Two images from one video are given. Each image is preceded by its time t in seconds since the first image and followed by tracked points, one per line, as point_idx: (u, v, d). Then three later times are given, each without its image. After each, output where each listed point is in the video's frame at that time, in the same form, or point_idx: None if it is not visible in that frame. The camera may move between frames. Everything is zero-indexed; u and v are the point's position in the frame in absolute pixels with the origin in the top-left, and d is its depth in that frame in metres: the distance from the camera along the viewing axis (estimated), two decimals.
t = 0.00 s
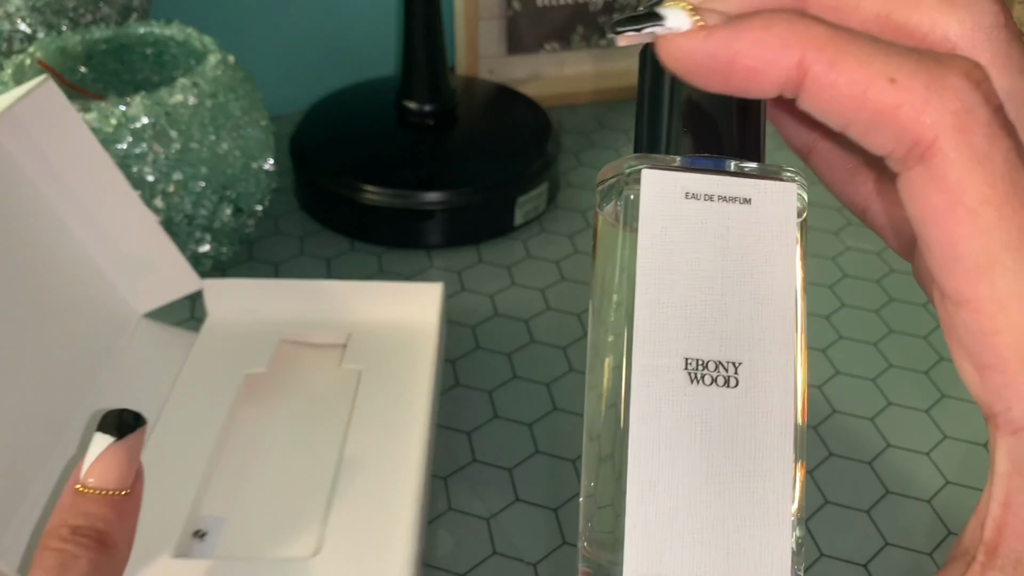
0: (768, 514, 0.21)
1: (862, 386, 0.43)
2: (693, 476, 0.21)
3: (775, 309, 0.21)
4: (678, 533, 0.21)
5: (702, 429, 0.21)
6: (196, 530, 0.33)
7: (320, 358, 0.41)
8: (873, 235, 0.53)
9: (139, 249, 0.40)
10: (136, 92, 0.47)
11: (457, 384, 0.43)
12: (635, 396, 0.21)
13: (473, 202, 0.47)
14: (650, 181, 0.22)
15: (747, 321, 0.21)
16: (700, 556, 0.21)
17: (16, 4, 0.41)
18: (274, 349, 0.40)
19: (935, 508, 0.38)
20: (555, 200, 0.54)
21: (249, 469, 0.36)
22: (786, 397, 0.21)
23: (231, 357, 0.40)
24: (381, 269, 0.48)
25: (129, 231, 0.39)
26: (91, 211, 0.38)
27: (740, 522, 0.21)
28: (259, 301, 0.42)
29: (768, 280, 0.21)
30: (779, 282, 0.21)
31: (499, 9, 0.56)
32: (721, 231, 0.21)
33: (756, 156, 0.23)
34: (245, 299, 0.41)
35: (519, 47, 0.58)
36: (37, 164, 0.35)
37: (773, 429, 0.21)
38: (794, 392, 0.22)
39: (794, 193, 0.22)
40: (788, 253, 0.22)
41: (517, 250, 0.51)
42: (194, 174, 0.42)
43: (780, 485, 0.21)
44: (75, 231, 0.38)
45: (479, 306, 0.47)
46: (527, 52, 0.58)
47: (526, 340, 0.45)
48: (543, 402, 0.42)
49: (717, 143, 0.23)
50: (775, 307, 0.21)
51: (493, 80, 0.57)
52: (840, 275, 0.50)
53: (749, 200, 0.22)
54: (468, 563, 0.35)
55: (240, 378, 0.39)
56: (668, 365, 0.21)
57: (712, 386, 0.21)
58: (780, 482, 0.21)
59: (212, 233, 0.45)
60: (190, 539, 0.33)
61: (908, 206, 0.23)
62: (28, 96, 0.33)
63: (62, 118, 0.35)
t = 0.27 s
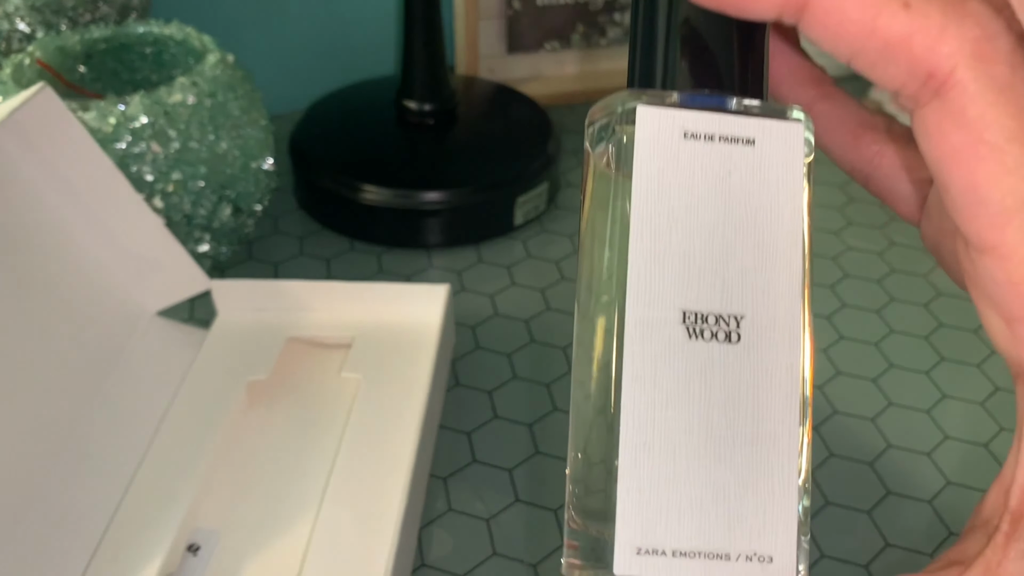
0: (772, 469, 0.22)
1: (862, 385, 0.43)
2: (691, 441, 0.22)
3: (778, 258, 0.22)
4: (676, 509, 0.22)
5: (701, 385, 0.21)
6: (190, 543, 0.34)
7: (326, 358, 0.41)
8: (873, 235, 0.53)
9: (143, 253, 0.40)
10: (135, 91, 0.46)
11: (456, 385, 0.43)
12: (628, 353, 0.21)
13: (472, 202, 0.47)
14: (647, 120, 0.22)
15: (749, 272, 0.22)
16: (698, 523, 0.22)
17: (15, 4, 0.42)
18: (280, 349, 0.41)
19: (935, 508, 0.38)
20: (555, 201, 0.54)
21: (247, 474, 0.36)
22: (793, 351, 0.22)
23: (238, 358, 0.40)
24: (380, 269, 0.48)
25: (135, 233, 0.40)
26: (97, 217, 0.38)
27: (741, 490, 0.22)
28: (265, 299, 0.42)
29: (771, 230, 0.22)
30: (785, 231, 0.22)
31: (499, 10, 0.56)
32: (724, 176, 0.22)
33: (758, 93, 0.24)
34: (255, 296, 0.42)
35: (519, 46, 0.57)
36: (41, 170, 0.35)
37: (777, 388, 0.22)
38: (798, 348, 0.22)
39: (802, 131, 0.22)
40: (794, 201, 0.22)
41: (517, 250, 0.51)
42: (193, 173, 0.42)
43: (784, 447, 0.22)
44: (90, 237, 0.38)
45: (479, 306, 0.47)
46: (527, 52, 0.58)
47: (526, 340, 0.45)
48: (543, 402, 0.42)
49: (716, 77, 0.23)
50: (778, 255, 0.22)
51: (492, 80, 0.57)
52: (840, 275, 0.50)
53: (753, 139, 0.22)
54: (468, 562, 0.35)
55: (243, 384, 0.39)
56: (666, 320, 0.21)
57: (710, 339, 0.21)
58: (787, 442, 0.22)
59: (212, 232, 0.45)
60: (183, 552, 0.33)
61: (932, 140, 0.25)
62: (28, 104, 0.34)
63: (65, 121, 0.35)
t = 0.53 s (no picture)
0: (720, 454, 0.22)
1: (862, 386, 0.43)
2: (642, 420, 0.21)
3: (733, 230, 0.22)
4: (621, 491, 0.21)
5: (651, 364, 0.21)
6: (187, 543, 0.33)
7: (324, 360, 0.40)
8: (873, 234, 0.53)
9: (144, 254, 0.40)
10: (134, 91, 0.46)
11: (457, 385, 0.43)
12: (579, 323, 0.21)
13: (472, 202, 0.47)
14: (607, 74, 0.22)
15: (706, 241, 0.21)
16: (642, 513, 0.21)
17: (15, 4, 0.42)
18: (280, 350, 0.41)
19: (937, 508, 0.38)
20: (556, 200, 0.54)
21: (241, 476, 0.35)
22: (748, 331, 0.22)
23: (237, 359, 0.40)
24: (381, 270, 0.48)
25: (135, 234, 0.39)
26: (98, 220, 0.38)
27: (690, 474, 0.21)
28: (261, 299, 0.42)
29: (730, 197, 0.22)
30: (744, 202, 0.22)
31: (499, 9, 0.56)
32: (684, 137, 0.21)
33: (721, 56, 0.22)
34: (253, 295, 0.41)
35: (518, 45, 0.57)
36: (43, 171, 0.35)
37: (731, 368, 0.22)
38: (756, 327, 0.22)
39: (764, 103, 0.22)
40: (755, 173, 0.22)
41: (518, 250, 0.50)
42: (192, 173, 0.42)
43: (736, 432, 0.22)
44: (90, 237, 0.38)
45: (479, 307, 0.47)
46: (527, 52, 0.58)
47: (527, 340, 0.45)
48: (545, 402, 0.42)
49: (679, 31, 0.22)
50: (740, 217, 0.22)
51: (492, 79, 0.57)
52: (841, 275, 0.50)
53: (715, 103, 0.22)
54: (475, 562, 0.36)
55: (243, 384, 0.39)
56: (616, 291, 0.21)
57: (661, 313, 0.21)
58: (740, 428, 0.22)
59: (212, 232, 0.45)
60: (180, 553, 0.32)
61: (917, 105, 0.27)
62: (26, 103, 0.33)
63: (60, 119, 0.35)
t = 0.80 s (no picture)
0: (661, 531, 0.22)
1: (863, 387, 0.43)
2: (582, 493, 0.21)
3: (668, 304, 0.22)
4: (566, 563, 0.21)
5: (591, 443, 0.21)
6: (188, 544, 0.33)
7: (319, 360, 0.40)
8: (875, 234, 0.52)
9: (144, 254, 0.40)
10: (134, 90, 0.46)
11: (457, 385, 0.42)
12: (516, 410, 0.21)
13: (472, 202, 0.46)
14: (538, 148, 0.21)
15: (643, 317, 0.22)
16: None
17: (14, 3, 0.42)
18: (278, 350, 0.41)
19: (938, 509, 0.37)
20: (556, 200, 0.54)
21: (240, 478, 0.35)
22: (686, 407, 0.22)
23: (239, 358, 0.40)
24: (381, 270, 0.48)
25: (134, 235, 0.40)
26: (98, 220, 0.38)
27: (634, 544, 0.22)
28: (265, 300, 0.42)
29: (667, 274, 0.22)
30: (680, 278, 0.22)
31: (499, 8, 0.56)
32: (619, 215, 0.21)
33: (660, 117, 0.23)
34: (257, 295, 0.42)
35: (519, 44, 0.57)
36: (44, 172, 0.35)
37: (670, 444, 0.22)
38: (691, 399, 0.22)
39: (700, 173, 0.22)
40: (692, 251, 0.22)
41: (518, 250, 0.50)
42: (191, 173, 0.42)
43: (674, 502, 0.22)
44: (91, 238, 0.38)
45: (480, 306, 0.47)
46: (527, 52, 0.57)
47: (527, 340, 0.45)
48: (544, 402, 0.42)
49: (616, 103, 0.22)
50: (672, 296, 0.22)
51: (491, 78, 0.56)
52: (841, 275, 0.50)
53: (650, 171, 0.22)
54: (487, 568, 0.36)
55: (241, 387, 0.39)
56: (554, 374, 0.21)
57: (599, 393, 0.21)
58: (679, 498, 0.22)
59: (211, 232, 0.45)
60: (182, 554, 0.32)
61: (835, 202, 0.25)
62: (28, 103, 0.33)
63: (58, 124, 0.35)
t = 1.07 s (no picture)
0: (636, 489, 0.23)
1: (862, 386, 0.43)
2: (553, 453, 0.22)
3: (635, 266, 0.23)
4: (542, 520, 0.22)
5: (564, 402, 0.22)
6: (187, 545, 0.33)
7: (319, 359, 0.41)
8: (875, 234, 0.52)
9: (142, 253, 0.40)
10: (133, 90, 0.46)
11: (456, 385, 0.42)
12: (491, 372, 0.22)
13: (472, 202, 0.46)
14: (503, 130, 0.23)
15: (611, 281, 0.22)
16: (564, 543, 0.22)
17: (13, 3, 0.42)
18: (279, 351, 0.41)
19: (937, 509, 0.38)
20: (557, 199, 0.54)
21: (240, 478, 0.36)
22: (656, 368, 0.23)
23: (238, 359, 0.40)
24: (380, 270, 0.48)
25: (134, 235, 0.39)
26: (98, 219, 0.38)
27: (607, 502, 0.22)
28: (264, 300, 0.42)
29: (636, 237, 0.23)
30: (646, 242, 0.23)
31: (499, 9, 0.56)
32: (586, 185, 0.22)
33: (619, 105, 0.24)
34: (257, 296, 0.42)
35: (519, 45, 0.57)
36: (43, 172, 0.35)
37: (642, 404, 0.23)
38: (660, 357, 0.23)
39: (659, 147, 0.23)
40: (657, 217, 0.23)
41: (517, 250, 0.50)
42: (191, 173, 0.42)
43: (648, 458, 0.23)
44: (90, 238, 0.38)
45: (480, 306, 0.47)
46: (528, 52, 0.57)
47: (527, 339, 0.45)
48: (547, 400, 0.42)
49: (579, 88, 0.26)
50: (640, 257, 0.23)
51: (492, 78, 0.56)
52: (841, 275, 0.49)
53: (611, 150, 0.23)
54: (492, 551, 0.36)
55: (241, 388, 0.39)
56: (527, 337, 0.22)
57: (571, 353, 0.22)
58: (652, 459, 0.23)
59: (210, 232, 0.45)
60: (182, 555, 0.33)
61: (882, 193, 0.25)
62: (28, 102, 0.33)
63: (60, 123, 0.34)
